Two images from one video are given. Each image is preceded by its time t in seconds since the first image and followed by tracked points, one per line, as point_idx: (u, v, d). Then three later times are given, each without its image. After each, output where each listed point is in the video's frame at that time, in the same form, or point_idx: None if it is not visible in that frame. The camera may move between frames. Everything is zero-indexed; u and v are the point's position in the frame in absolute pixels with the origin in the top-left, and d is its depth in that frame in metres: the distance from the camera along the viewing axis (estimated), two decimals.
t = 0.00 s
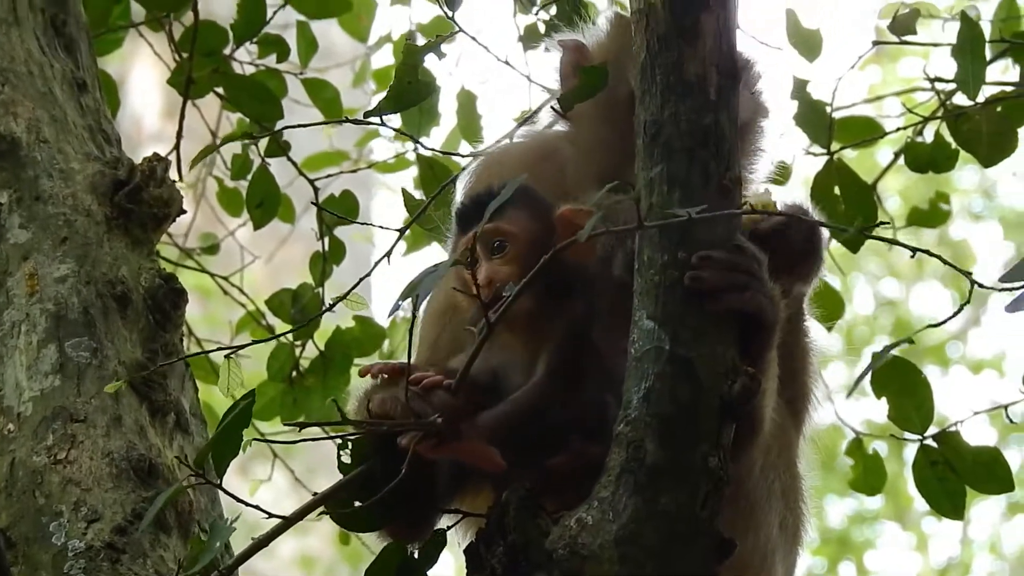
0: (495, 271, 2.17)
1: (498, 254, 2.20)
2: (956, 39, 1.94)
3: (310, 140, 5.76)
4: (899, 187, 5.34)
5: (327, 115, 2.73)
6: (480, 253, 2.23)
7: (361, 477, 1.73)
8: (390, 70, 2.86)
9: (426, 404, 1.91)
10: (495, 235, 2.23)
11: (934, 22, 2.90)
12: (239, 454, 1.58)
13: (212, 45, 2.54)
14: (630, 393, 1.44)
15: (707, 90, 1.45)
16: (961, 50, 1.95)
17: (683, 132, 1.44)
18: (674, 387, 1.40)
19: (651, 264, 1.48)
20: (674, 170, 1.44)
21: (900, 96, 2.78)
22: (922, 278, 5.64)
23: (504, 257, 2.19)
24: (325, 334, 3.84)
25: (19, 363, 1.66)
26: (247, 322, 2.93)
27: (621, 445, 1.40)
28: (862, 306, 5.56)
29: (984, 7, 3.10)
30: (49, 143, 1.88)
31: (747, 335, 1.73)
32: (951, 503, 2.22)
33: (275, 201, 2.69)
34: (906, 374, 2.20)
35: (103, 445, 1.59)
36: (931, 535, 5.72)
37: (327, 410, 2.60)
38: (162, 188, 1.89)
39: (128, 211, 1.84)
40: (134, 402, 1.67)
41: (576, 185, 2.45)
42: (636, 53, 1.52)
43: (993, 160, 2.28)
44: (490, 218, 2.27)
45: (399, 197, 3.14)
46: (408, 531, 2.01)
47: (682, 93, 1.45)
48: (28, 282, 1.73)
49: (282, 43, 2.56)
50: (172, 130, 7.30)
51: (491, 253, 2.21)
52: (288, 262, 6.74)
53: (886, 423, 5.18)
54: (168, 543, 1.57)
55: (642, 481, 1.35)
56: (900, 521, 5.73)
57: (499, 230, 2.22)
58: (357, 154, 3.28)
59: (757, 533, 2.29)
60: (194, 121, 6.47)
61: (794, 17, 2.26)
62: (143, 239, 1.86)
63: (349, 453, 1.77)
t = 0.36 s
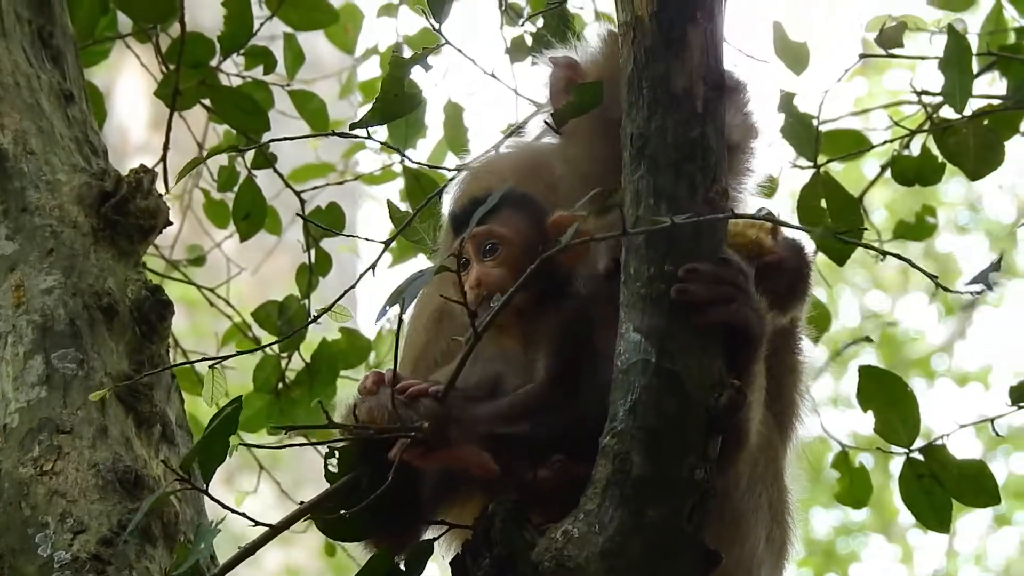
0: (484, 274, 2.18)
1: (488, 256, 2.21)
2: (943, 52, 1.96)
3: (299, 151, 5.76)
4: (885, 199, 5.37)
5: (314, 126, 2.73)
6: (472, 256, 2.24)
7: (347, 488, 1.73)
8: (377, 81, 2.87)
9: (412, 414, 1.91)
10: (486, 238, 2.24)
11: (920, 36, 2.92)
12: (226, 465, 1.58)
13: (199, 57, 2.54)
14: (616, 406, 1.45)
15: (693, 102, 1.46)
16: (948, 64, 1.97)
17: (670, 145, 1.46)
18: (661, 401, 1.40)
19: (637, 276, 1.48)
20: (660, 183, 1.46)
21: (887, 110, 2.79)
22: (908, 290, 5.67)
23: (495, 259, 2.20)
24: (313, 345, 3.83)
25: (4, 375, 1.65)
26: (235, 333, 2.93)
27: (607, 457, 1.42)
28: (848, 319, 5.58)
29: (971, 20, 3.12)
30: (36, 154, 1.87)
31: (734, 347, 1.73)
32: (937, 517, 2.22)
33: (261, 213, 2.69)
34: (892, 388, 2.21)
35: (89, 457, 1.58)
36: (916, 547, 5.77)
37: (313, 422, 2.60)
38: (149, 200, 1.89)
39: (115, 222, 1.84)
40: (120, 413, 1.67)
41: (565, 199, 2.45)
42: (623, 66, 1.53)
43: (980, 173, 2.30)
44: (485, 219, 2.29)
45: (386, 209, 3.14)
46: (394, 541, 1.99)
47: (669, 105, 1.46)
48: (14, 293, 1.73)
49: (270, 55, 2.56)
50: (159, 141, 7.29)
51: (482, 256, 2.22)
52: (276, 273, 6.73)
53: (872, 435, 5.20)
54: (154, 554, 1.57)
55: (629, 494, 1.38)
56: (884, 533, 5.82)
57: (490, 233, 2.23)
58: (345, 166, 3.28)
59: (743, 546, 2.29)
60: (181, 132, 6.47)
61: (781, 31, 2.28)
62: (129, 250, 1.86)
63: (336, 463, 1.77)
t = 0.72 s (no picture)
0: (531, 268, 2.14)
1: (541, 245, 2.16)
2: (934, 66, 1.97)
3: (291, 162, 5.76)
4: (876, 211, 5.39)
5: (305, 139, 2.74)
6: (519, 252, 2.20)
7: (337, 502, 1.73)
8: (368, 94, 2.87)
9: (403, 426, 1.91)
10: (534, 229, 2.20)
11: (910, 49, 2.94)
12: (217, 477, 1.58)
13: (190, 69, 2.54)
14: (608, 419, 1.45)
15: (685, 115, 1.47)
16: (939, 77, 1.98)
17: (661, 158, 1.47)
18: (652, 414, 1.41)
19: (629, 289, 1.49)
20: (651, 197, 1.47)
21: (877, 122, 2.81)
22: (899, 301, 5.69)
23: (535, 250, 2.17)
24: (303, 357, 3.83)
25: None
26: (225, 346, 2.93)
27: (598, 470, 1.43)
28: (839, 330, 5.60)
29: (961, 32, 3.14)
30: (27, 167, 1.87)
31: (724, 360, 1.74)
32: (927, 529, 2.23)
33: (252, 225, 2.69)
34: (882, 401, 2.22)
35: (80, 469, 1.58)
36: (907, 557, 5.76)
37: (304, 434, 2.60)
38: (140, 212, 1.89)
39: (105, 235, 1.84)
40: (111, 426, 1.67)
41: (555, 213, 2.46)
42: (614, 79, 1.54)
43: (971, 186, 2.31)
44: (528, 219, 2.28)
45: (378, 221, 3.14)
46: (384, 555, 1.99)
47: (660, 119, 1.47)
48: (5, 305, 1.72)
49: (261, 67, 2.56)
50: (149, 152, 7.28)
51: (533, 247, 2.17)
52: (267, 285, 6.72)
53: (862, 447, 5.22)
54: (145, 566, 1.57)
55: (620, 507, 1.38)
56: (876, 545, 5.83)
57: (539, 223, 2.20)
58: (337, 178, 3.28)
59: (734, 558, 2.30)
60: (172, 145, 6.47)
61: (772, 44, 2.29)
62: (120, 263, 1.86)
63: (327, 477, 1.77)
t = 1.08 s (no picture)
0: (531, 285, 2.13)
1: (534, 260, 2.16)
2: (923, 80, 1.98)
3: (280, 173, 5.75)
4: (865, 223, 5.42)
5: (294, 150, 2.74)
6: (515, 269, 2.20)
7: (325, 514, 1.74)
8: (357, 106, 2.88)
9: (391, 437, 1.92)
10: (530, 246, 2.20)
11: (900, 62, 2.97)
12: (205, 488, 1.58)
13: (179, 81, 2.55)
14: (596, 432, 1.45)
15: (674, 127, 1.48)
16: (928, 91, 1.99)
17: (650, 170, 1.47)
18: (640, 428, 1.41)
19: (617, 302, 1.49)
20: (640, 209, 1.48)
21: (866, 135, 2.83)
22: (888, 313, 5.72)
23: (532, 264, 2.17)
24: (293, 369, 3.83)
25: None
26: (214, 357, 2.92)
27: (586, 483, 1.43)
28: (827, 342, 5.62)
29: (949, 45, 3.17)
30: (16, 179, 1.87)
31: (713, 374, 1.75)
32: (915, 543, 2.24)
33: (241, 237, 2.69)
34: (871, 415, 2.22)
35: (68, 481, 1.58)
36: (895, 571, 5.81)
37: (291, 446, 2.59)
38: (129, 224, 1.89)
39: (94, 247, 1.84)
40: (100, 438, 1.67)
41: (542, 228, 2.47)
42: (603, 91, 1.55)
43: (960, 199, 2.32)
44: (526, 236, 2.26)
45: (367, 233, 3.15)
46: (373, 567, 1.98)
47: (649, 131, 1.48)
48: None
49: (250, 79, 2.57)
50: (138, 163, 7.28)
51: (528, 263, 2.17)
52: (256, 296, 6.71)
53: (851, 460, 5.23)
54: None
55: (608, 519, 1.39)
56: (863, 557, 5.85)
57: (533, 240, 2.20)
58: (326, 190, 3.29)
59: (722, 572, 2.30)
60: (162, 156, 6.46)
61: (761, 57, 2.31)
62: (109, 275, 1.86)
63: (315, 486, 1.78)
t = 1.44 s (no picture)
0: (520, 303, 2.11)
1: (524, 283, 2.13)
2: (913, 90, 1.99)
3: (271, 184, 5.75)
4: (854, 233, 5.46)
5: (283, 161, 2.74)
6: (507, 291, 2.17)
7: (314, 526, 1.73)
8: (346, 116, 2.89)
9: (380, 450, 1.92)
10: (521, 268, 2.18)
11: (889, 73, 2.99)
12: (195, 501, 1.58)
13: (168, 91, 2.55)
14: (586, 443, 1.46)
15: (664, 139, 1.49)
16: (917, 102, 2.00)
17: (640, 182, 1.48)
18: (630, 439, 1.42)
19: (607, 313, 1.50)
20: (630, 220, 1.48)
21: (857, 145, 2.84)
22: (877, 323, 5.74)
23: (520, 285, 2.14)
24: (283, 380, 3.82)
25: None
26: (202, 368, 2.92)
27: (576, 494, 1.44)
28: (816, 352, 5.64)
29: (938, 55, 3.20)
30: (5, 189, 1.87)
31: (703, 385, 1.75)
32: (906, 553, 2.24)
33: (231, 248, 2.69)
34: (860, 426, 2.23)
35: (58, 491, 1.58)
36: None
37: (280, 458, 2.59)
38: (118, 235, 1.89)
39: (84, 258, 1.84)
40: (89, 448, 1.67)
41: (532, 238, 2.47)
42: (593, 102, 1.56)
43: (950, 211, 2.32)
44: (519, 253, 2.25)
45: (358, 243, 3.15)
46: None
47: (639, 143, 1.49)
48: None
49: (239, 90, 2.57)
50: (127, 173, 7.27)
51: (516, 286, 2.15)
52: (246, 307, 6.71)
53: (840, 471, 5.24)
54: None
55: (598, 530, 1.39)
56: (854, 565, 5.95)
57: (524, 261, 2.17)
58: (315, 201, 3.29)
59: None
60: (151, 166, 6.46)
61: (751, 67, 2.32)
62: (98, 285, 1.86)
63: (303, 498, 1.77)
